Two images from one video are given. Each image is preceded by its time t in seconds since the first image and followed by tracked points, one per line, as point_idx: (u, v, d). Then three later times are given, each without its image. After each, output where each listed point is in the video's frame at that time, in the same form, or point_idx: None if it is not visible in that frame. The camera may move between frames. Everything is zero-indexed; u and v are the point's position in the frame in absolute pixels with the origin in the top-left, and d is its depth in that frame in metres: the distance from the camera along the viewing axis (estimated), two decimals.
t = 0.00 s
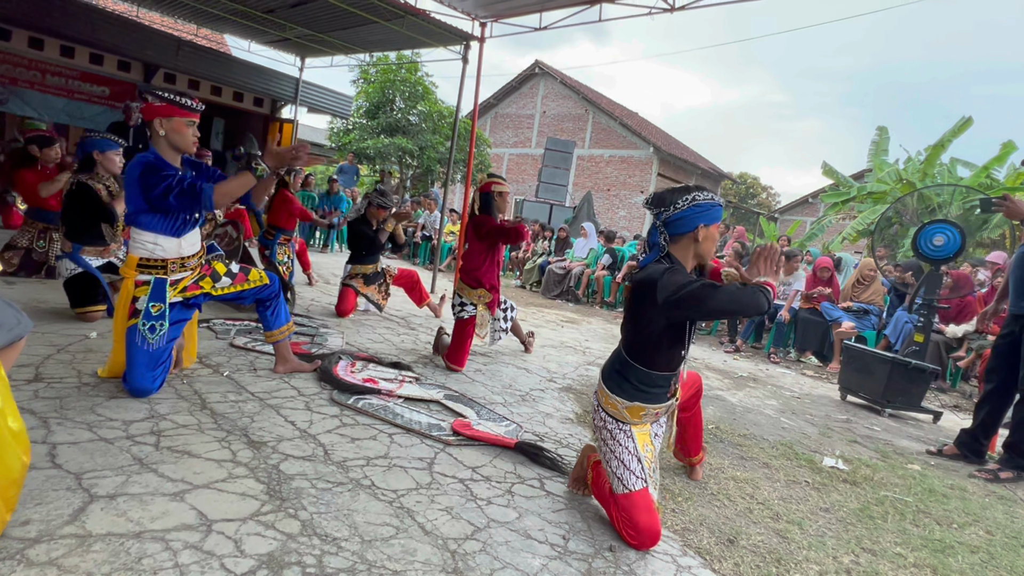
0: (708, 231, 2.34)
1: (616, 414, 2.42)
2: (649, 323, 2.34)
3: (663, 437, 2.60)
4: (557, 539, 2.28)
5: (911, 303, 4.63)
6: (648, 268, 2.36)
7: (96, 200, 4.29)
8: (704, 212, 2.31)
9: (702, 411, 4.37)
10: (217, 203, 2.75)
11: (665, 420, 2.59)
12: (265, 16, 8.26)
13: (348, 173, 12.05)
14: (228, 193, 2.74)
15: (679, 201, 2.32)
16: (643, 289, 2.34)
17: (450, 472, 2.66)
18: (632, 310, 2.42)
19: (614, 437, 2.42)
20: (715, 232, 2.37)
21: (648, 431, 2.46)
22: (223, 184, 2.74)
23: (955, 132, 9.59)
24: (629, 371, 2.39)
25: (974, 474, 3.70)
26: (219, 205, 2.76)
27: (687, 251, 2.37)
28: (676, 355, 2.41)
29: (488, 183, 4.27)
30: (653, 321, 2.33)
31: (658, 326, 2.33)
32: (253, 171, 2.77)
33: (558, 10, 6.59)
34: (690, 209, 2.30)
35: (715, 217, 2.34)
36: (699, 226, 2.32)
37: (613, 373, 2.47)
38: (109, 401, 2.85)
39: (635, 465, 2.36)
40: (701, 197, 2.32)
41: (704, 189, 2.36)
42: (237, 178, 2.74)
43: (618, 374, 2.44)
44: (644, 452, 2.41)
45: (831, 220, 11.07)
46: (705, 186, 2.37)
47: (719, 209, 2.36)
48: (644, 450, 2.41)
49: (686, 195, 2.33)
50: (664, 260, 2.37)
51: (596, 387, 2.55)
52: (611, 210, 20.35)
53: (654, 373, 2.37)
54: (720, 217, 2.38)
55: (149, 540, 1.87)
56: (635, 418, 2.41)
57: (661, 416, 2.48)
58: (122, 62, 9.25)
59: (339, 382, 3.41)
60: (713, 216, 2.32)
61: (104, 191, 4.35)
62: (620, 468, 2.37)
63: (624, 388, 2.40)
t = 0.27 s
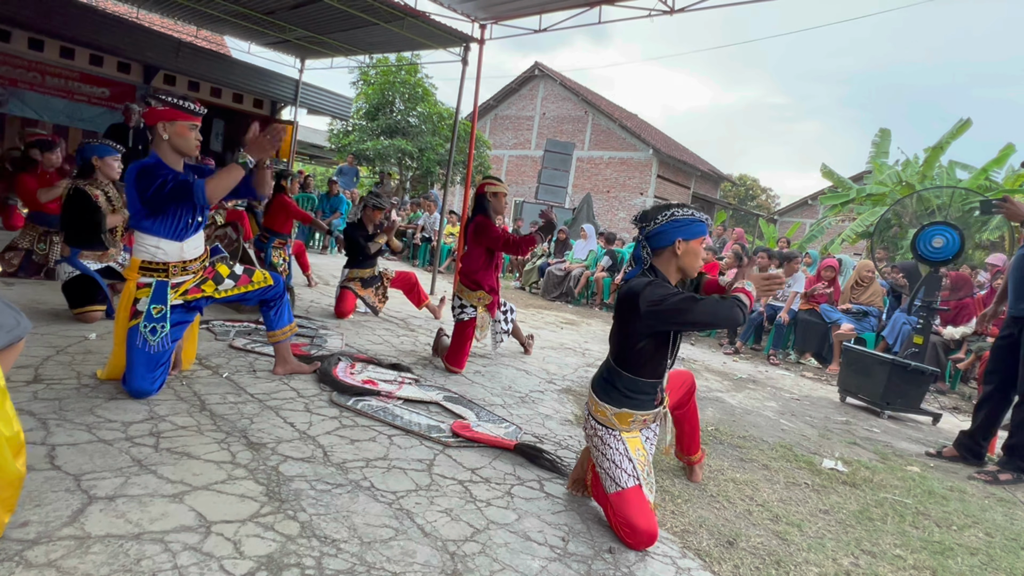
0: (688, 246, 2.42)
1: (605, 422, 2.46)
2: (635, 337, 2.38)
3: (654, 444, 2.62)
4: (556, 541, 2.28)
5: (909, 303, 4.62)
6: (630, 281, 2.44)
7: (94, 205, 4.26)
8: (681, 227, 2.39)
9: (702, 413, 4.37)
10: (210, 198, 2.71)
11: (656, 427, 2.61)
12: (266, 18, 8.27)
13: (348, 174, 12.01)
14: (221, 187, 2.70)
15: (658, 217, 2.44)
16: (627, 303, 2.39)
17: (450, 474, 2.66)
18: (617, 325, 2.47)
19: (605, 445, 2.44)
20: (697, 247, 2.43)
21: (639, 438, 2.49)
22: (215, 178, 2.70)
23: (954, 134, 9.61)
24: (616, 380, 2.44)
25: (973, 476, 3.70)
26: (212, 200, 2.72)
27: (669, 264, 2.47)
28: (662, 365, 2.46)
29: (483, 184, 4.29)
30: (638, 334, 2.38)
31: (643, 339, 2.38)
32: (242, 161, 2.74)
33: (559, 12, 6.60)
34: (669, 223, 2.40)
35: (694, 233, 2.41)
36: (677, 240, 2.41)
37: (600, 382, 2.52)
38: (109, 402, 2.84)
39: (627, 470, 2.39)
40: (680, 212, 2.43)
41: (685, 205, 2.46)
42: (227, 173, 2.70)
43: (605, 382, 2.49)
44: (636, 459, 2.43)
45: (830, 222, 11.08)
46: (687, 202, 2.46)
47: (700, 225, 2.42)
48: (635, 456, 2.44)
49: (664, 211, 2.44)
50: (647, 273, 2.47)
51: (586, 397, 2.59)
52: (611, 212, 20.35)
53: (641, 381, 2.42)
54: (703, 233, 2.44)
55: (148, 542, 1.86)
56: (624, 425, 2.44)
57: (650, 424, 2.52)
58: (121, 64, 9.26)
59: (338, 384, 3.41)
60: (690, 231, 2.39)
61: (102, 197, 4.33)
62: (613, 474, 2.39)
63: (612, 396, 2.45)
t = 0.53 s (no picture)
0: (667, 249, 2.45)
1: (601, 426, 2.46)
2: (626, 340, 2.42)
3: (649, 448, 2.63)
4: (556, 543, 2.28)
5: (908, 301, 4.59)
6: (621, 288, 2.49)
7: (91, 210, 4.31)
8: (660, 230, 2.46)
9: (701, 414, 4.37)
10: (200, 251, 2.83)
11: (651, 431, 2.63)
12: (266, 20, 8.28)
13: (347, 176, 11.91)
14: (211, 244, 2.85)
15: (642, 223, 2.54)
16: (618, 308, 2.44)
17: (449, 475, 2.66)
18: (609, 330, 2.50)
19: (602, 450, 2.44)
20: (678, 250, 2.46)
21: (636, 442, 2.50)
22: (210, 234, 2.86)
23: (953, 136, 9.62)
24: (610, 383, 2.46)
25: (972, 477, 3.70)
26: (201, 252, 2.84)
27: (653, 268, 2.51)
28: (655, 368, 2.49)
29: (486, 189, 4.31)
30: (629, 338, 2.41)
31: (634, 343, 2.41)
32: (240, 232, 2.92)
33: (559, 14, 6.60)
34: (649, 228, 2.49)
35: (674, 237, 2.45)
36: (656, 242, 2.47)
37: (594, 388, 2.53)
38: (108, 404, 2.84)
39: (627, 473, 2.38)
40: (660, 218, 2.49)
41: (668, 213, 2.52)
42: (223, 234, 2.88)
43: (600, 388, 2.51)
44: (635, 462, 2.43)
45: (830, 224, 11.09)
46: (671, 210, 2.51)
47: (681, 229, 2.46)
48: (634, 459, 2.44)
49: (647, 218, 2.54)
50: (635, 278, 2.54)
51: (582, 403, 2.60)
52: (610, 214, 20.35)
53: (635, 384, 2.45)
54: (685, 238, 2.47)
55: (148, 544, 1.86)
56: (621, 429, 2.45)
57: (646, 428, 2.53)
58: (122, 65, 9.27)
59: (338, 385, 3.40)
60: (668, 235, 2.44)
61: (99, 203, 4.39)
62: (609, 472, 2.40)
63: (606, 401, 2.46)
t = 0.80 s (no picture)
0: (653, 253, 2.46)
1: (599, 431, 2.46)
2: (620, 342, 2.44)
3: (647, 450, 2.64)
4: (555, 544, 2.28)
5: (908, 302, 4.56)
6: (616, 291, 2.51)
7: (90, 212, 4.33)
8: (645, 237, 2.48)
9: (701, 416, 4.37)
10: (202, 262, 2.83)
11: (648, 433, 2.63)
12: (266, 21, 8.28)
13: (345, 177, 11.87)
14: (214, 254, 2.83)
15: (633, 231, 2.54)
16: (613, 309, 2.46)
17: (449, 476, 2.66)
18: (604, 331, 2.52)
19: (601, 454, 2.44)
20: (664, 254, 2.45)
21: (634, 444, 2.50)
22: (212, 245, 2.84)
23: (951, 137, 9.63)
24: (606, 387, 2.46)
25: (972, 479, 3.70)
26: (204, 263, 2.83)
27: (643, 273, 2.52)
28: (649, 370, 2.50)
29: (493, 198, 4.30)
30: (623, 339, 2.43)
31: (628, 344, 2.43)
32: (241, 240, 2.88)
33: (559, 15, 6.61)
34: (638, 236, 2.51)
35: (658, 242, 2.46)
36: (642, 249, 2.49)
37: (591, 392, 2.53)
38: (107, 405, 2.84)
39: (627, 475, 2.39)
40: (648, 227, 2.50)
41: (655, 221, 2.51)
42: (224, 244, 2.85)
43: (596, 391, 2.51)
44: (634, 464, 2.43)
45: (829, 225, 11.10)
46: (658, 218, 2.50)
47: (665, 234, 2.46)
48: (634, 461, 2.44)
49: (636, 227, 2.56)
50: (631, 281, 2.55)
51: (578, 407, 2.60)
52: (610, 215, 20.36)
53: (632, 387, 2.45)
54: (671, 242, 2.45)
55: (147, 545, 1.86)
56: (619, 432, 2.45)
57: (643, 429, 2.53)
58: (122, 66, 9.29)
59: (337, 386, 3.40)
60: (652, 241, 2.46)
61: (99, 205, 4.41)
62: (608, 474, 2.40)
63: (604, 404, 2.46)
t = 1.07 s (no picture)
0: (648, 258, 2.47)
1: (599, 432, 2.46)
2: (615, 344, 2.45)
3: (647, 451, 2.64)
4: (555, 545, 2.28)
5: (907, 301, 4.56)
6: (618, 292, 2.52)
7: (91, 212, 4.32)
8: (639, 242, 2.49)
9: (700, 417, 4.37)
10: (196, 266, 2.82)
11: (648, 435, 2.63)
12: (265, 21, 8.29)
13: (345, 178, 11.87)
14: (207, 256, 2.83)
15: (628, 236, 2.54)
16: (614, 310, 2.47)
17: (448, 477, 2.66)
18: (603, 330, 2.53)
19: (601, 456, 2.44)
20: (658, 257, 2.44)
21: (634, 446, 2.50)
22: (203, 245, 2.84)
23: (950, 138, 9.64)
24: (605, 388, 2.47)
25: (971, 480, 3.70)
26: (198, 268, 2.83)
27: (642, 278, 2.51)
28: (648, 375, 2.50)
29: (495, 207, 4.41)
30: (619, 341, 2.44)
31: (623, 347, 2.44)
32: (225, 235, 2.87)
33: (558, 16, 6.61)
34: (632, 243, 2.51)
35: (651, 247, 2.45)
36: (637, 254, 2.50)
37: (591, 393, 2.53)
38: (106, 406, 2.84)
39: (627, 476, 2.39)
40: (642, 233, 2.49)
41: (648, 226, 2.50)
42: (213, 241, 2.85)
43: (595, 392, 2.51)
44: (634, 465, 2.43)
45: (828, 226, 11.10)
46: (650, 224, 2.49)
47: (657, 238, 2.45)
48: (634, 463, 2.44)
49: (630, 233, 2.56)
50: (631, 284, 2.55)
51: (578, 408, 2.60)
52: (609, 216, 20.36)
53: (632, 389, 2.45)
54: (665, 245, 2.44)
55: (146, 545, 1.86)
56: (619, 433, 2.45)
57: (643, 431, 2.53)
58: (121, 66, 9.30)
59: (337, 387, 3.40)
60: (645, 246, 2.45)
61: (100, 205, 4.40)
62: (608, 474, 2.40)
63: (604, 405, 2.46)
